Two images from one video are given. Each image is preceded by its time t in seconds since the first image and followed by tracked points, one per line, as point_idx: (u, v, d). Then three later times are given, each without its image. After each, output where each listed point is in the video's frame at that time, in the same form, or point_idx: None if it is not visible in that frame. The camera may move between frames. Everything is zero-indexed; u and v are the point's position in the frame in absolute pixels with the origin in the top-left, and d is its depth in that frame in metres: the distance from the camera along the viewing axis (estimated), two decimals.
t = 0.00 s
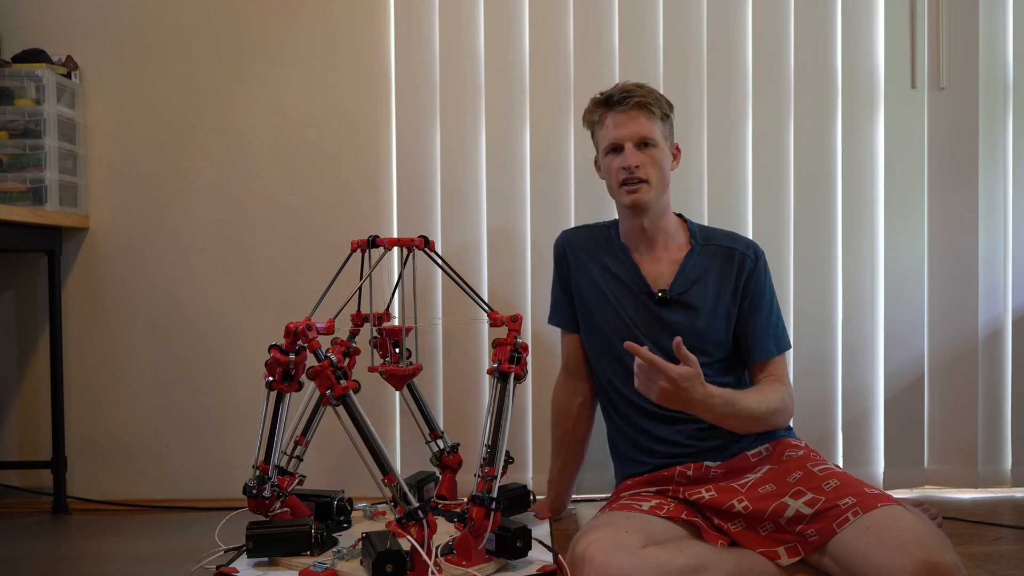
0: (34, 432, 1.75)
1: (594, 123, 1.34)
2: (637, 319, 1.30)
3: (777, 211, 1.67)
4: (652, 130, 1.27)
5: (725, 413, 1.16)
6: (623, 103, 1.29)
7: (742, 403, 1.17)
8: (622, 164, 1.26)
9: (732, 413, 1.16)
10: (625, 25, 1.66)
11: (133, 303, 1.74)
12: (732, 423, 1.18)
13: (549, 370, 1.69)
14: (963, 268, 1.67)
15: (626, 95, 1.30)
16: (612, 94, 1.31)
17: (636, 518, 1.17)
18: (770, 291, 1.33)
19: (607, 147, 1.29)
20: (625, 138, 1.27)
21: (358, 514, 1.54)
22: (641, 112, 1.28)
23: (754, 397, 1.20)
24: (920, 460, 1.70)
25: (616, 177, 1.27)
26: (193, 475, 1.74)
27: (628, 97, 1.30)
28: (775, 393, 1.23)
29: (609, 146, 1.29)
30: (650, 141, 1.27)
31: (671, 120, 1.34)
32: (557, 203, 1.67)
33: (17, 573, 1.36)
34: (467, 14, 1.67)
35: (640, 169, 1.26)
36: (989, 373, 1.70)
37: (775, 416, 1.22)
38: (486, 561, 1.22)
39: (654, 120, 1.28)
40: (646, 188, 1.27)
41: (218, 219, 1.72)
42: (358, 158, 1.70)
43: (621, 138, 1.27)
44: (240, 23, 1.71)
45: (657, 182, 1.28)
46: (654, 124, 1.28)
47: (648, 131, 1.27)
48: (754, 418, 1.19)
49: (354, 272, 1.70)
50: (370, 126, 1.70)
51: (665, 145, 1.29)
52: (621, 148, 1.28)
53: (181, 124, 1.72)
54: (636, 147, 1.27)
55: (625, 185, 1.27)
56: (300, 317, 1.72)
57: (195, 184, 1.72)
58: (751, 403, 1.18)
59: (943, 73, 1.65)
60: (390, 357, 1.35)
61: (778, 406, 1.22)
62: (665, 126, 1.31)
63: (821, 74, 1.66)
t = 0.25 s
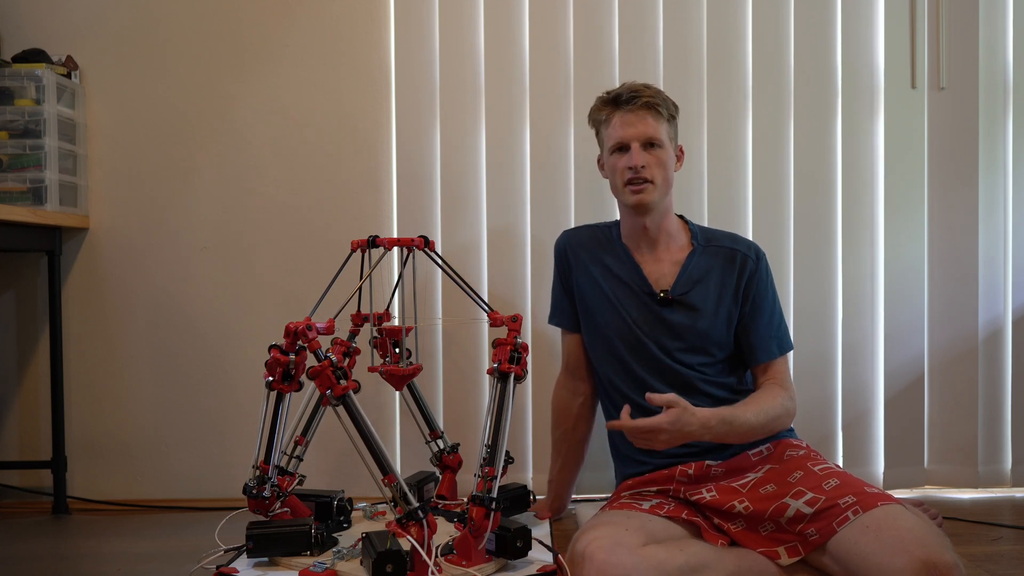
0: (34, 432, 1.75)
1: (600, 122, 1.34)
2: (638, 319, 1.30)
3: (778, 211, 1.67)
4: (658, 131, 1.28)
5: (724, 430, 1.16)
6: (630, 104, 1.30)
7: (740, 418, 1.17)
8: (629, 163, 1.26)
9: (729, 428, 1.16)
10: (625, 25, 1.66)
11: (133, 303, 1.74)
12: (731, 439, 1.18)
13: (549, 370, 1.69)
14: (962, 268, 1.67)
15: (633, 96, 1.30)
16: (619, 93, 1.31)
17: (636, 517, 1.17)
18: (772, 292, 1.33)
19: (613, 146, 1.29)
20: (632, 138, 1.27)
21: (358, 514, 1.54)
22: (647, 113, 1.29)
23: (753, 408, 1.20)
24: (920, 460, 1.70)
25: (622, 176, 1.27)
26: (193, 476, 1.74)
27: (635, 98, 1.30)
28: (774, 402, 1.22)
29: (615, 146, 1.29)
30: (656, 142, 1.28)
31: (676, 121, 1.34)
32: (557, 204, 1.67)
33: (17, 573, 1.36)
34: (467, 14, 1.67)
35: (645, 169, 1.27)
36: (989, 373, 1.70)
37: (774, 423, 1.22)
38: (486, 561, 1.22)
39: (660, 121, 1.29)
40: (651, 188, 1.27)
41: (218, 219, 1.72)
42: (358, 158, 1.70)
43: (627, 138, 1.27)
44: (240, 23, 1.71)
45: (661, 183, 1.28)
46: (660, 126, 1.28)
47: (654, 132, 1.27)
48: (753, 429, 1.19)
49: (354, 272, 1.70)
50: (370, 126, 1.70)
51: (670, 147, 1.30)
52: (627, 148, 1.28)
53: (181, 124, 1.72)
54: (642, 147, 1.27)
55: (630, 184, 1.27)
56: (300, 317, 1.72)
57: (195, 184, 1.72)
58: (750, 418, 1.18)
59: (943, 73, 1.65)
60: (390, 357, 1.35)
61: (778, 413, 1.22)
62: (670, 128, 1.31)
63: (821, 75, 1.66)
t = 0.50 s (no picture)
0: (34, 432, 1.75)
1: (596, 125, 1.34)
2: (639, 319, 1.30)
3: (778, 211, 1.67)
4: (655, 132, 1.28)
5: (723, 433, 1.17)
6: (625, 106, 1.29)
7: (739, 421, 1.18)
8: (626, 166, 1.26)
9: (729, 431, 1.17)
10: (625, 25, 1.66)
11: (133, 303, 1.74)
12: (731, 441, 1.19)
13: (549, 370, 1.69)
14: (962, 268, 1.67)
15: (629, 98, 1.30)
16: (614, 96, 1.31)
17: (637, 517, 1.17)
18: (772, 293, 1.33)
19: (611, 149, 1.29)
20: (628, 141, 1.27)
21: (358, 514, 1.54)
22: (643, 114, 1.28)
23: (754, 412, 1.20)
24: (920, 460, 1.70)
25: (621, 179, 1.27)
26: (193, 475, 1.74)
27: (629, 100, 1.30)
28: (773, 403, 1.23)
29: (612, 148, 1.29)
30: (653, 143, 1.27)
31: (673, 119, 1.34)
32: (557, 203, 1.67)
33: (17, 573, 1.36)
34: (467, 14, 1.67)
35: (643, 171, 1.27)
36: (989, 373, 1.70)
37: (774, 425, 1.22)
38: (486, 561, 1.22)
39: (656, 122, 1.28)
40: (649, 189, 1.27)
41: (218, 219, 1.72)
42: (358, 158, 1.70)
43: (624, 141, 1.27)
44: (241, 23, 1.71)
45: (660, 183, 1.28)
46: (657, 127, 1.28)
47: (651, 133, 1.27)
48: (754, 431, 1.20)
49: (354, 272, 1.70)
50: (370, 126, 1.70)
51: (667, 146, 1.30)
52: (624, 150, 1.28)
53: (181, 124, 1.72)
54: (639, 149, 1.27)
55: (629, 186, 1.27)
56: (300, 317, 1.72)
57: (195, 184, 1.72)
58: (750, 420, 1.19)
59: (943, 73, 1.65)
60: (390, 357, 1.35)
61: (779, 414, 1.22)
62: (667, 127, 1.31)
63: (821, 75, 1.66)
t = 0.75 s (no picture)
0: (34, 432, 1.75)
1: (593, 125, 1.34)
2: (639, 319, 1.30)
3: (777, 211, 1.67)
4: (650, 128, 1.27)
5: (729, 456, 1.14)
6: (621, 104, 1.30)
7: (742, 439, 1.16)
8: (622, 162, 1.26)
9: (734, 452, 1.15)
10: (625, 25, 1.66)
11: (133, 303, 1.74)
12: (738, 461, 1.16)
13: (549, 370, 1.69)
14: (962, 268, 1.67)
15: (624, 96, 1.31)
16: (609, 95, 1.32)
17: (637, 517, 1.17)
18: (773, 293, 1.33)
19: (607, 146, 1.29)
20: (624, 138, 1.27)
21: (358, 514, 1.54)
22: (639, 111, 1.29)
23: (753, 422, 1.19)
24: (920, 460, 1.70)
25: (617, 175, 1.27)
26: (193, 475, 1.74)
27: (624, 98, 1.30)
28: (773, 412, 1.21)
29: (609, 146, 1.29)
30: (649, 139, 1.27)
31: (671, 118, 1.33)
32: (557, 203, 1.67)
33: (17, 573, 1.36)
34: (467, 14, 1.67)
35: (639, 167, 1.26)
36: (989, 373, 1.70)
37: (778, 433, 1.21)
38: (486, 561, 1.22)
39: (652, 118, 1.28)
40: (646, 185, 1.27)
41: (218, 219, 1.72)
42: (358, 158, 1.70)
43: (620, 138, 1.27)
44: (241, 23, 1.71)
45: (657, 180, 1.28)
46: (653, 123, 1.28)
47: (646, 129, 1.27)
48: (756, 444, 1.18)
49: (354, 272, 1.70)
50: (370, 126, 1.70)
51: (664, 144, 1.29)
52: (620, 147, 1.28)
53: (181, 124, 1.72)
54: (635, 145, 1.27)
55: (626, 183, 1.27)
56: (300, 317, 1.72)
57: (195, 184, 1.72)
58: (753, 436, 1.17)
59: (943, 73, 1.65)
60: (390, 357, 1.35)
61: (780, 421, 1.21)
62: (665, 125, 1.31)
63: (821, 75, 1.66)
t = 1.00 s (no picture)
0: (34, 432, 1.75)
1: (582, 129, 1.36)
2: (638, 318, 1.30)
3: (777, 211, 1.67)
4: (629, 127, 1.28)
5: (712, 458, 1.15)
6: (601, 105, 1.31)
7: (729, 444, 1.16)
8: (602, 164, 1.28)
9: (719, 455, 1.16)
10: (625, 25, 1.66)
11: (133, 303, 1.74)
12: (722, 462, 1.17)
13: (548, 370, 1.69)
14: (962, 268, 1.67)
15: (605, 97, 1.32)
16: (591, 99, 1.33)
17: (637, 517, 1.17)
18: (773, 291, 1.32)
19: (591, 148, 1.31)
20: (604, 138, 1.29)
21: (358, 514, 1.54)
22: (619, 110, 1.29)
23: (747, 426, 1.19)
24: (920, 460, 1.70)
25: (600, 176, 1.29)
26: (193, 475, 1.74)
27: (604, 100, 1.32)
28: (767, 415, 1.21)
29: (593, 148, 1.31)
30: (628, 138, 1.28)
31: (658, 115, 1.33)
32: (557, 203, 1.67)
33: (17, 573, 1.35)
34: (467, 14, 1.67)
35: (618, 167, 1.27)
36: (989, 373, 1.70)
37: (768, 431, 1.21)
38: (486, 561, 1.22)
39: (630, 117, 1.29)
40: (629, 184, 1.27)
41: (218, 219, 1.72)
42: (358, 158, 1.70)
43: (599, 139, 1.29)
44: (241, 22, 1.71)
45: (640, 178, 1.28)
46: (632, 121, 1.28)
47: (625, 128, 1.28)
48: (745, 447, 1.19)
49: (354, 272, 1.70)
50: (370, 126, 1.70)
51: (647, 140, 1.29)
52: (602, 148, 1.29)
53: (181, 124, 1.72)
54: (615, 145, 1.28)
55: (609, 183, 1.28)
56: (300, 317, 1.72)
57: (195, 184, 1.72)
58: (740, 441, 1.17)
59: (943, 73, 1.65)
60: (390, 356, 1.35)
61: (773, 424, 1.21)
62: (648, 121, 1.30)
63: (821, 74, 1.66)
